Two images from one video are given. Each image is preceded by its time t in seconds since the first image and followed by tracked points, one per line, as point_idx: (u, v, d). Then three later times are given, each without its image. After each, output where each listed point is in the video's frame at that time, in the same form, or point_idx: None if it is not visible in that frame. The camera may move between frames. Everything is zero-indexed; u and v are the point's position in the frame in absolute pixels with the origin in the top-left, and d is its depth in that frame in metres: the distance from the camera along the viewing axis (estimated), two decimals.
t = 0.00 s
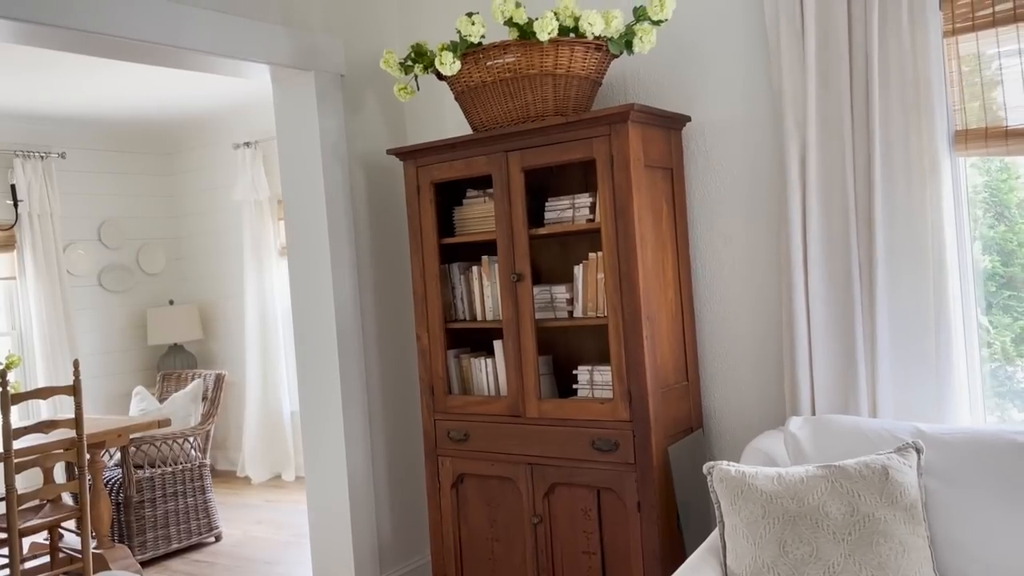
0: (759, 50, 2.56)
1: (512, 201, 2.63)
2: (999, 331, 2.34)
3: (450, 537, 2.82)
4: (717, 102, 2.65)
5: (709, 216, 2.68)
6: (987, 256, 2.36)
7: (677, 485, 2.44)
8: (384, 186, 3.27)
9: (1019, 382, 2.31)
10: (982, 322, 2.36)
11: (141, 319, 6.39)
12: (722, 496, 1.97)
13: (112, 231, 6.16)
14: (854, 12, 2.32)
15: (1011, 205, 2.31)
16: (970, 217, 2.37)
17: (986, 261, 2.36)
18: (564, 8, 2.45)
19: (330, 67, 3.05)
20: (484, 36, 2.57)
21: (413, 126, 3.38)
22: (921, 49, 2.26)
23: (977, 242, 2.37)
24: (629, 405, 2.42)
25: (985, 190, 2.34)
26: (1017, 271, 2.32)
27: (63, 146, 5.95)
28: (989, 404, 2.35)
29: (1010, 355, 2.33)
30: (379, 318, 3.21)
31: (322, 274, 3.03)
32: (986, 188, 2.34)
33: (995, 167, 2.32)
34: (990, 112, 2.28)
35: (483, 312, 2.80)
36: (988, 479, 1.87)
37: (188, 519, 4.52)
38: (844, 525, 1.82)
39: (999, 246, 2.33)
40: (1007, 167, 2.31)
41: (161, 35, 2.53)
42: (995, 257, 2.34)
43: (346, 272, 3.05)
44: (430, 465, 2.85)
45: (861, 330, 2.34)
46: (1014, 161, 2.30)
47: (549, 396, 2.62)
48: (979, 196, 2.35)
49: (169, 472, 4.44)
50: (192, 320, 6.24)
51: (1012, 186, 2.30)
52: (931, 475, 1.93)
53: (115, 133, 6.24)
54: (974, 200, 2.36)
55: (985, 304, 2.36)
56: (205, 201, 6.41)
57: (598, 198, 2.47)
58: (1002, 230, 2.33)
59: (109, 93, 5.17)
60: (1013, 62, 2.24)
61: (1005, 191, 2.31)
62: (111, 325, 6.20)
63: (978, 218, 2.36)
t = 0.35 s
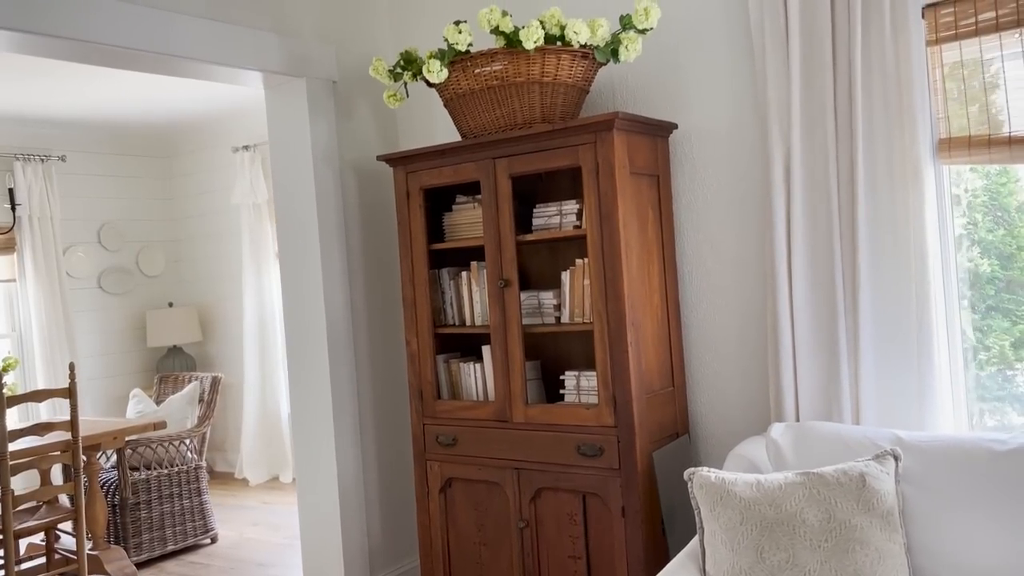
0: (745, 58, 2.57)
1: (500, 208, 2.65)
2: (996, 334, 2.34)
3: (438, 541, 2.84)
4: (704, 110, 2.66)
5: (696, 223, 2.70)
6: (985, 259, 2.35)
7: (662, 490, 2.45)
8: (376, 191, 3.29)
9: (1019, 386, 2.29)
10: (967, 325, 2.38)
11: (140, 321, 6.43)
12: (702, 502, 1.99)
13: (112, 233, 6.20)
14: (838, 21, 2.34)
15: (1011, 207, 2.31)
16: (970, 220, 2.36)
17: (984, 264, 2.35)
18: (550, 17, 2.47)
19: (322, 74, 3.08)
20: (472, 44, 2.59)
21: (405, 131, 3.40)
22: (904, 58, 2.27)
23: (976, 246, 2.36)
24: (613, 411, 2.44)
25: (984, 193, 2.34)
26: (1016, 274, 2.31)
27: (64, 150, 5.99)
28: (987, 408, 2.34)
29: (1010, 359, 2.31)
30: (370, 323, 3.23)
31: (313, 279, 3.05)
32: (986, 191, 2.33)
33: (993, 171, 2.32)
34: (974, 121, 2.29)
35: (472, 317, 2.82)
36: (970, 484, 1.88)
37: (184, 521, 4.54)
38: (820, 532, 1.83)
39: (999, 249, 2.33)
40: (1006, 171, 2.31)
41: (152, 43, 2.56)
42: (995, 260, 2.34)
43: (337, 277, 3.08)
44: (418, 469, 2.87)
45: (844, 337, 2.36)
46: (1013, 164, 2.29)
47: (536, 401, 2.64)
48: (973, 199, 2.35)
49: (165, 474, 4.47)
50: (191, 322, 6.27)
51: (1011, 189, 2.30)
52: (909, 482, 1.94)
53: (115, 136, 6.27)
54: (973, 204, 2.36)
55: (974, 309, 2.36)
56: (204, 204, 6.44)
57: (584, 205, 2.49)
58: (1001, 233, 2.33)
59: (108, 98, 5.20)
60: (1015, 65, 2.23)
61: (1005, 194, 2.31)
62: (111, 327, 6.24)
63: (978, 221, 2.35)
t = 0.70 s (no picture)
0: (729, 67, 2.59)
1: (487, 215, 2.67)
2: (999, 340, 2.32)
3: (426, 545, 2.87)
4: (690, 119, 2.68)
5: (682, 231, 2.72)
6: (987, 265, 2.33)
7: (645, 496, 2.46)
8: (368, 197, 3.32)
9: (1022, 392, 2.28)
10: (949, 333, 2.39)
11: (143, 324, 6.48)
12: (679, 509, 2.00)
13: (115, 236, 6.25)
14: (820, 32, 2.35)
15: (1013, 214, 2.28)
16: (971, 225, 2.34)
17: (986, 270, 2.33)
18: (536, 26, 2.50)
19: (315, 81, 3.11)
20: (459, 53, 2.62)
21: (398, 138, 3.43)
22: (885, 68, 2.28)
23: (977, 251, 2.34)
24: (597, 417, 2.46)
25: (987, 200, 2.31)
26: (1020, 279, 2.29)
27: (68, 153, 6.05)
28: (989, 414, 2.32)
29: (1013, 365, 2.30)
30: (361, 327, 3.26)
31: (304, 284, 3.08)
32: (989, 197, 2.31)
33: (996, 177, 2.29)
34: (958, 130, 2.30)
35: (460, 322, 2.84)
36: (948, 493, 1.89)
37: (182, 522, 4.58)
38: (793, 540, 1.85)
39: (1001, 254, 2.31)
40: (1009, 177, 2.28)
41: (144, 52, 2.59)
42: (997, 266, 2.32)
43: (328, 282, 3.11)
44: (407, 473, 2.89)
45: (826, 345, 2.37)
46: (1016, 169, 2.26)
47: (523, 406, 2.66)
48: (958, 207, 2.35)
49: (163, 475, 4.51)
50: (192, 325, 6.31)
51: (1014, 195, 2.28)
52: (884, 490, 1.96)
53: (118, 139, 6.33)
54: (976, 210, 2.33)
55: (962, 317, 2.37)
56: (206, 207, 6.49)
57: (569, 213, 2.51)
58: (1003, 239, 2.31)
59: (111, 103, 5.25)
60: None
61: (1008, 201, 2.29)
62: (113, 329, 6.29)
63: (980, 227, 2.33)
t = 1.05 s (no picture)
0: (724, 73, 2.61)
1: (482, 218, 2.69)
2: (1005, 347, 2.29)
3: (421, 546, 2.88)
4: (685, 123, 2.70)
5: (677, 235, 2.73)
6: (995, 270, 2.30)
7: (637, 499, 2.47)
8: (367, 200, 3.35)
9: None
10: (948, 339, 2.38)
11: (149, 324, 6.52)
12: (667, 512, 2.01)
13: (122, 237, 6.30)
14: (813, 37, 2.36)
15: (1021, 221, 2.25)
16: (980, 231, 2.31)
17: (994, 275, 2.30)
18: (530, 30, 2.51)
19: (314, 84, 3.13)
20: (455, 58, 2.64)
21: (398, 141, 3.45)
22: (878, 73, 2.28)
23: (985, 257, 2.32)
24: (589, 420, 2.46)
25: (995, 205, 2.28)
26: None
27: (76, 155, 6.10)
28: (996, 420, 2.29)
29: (1020, 371, 2.26)
30: (360, 329, 3.29)
31: (303, 286, 3.10)
32: (997, 202, 2.28)
33: (1006, 183, 2.26)
34: (951, 136, 2.30)
35: (456, 324, 2.85)
36: (933, 502, 1.89)
37: (184, 522, 4.61)
38: (779, 544, 1.85)
39: (1009, 261, 2.28)
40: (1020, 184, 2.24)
41: (144, 55, 2.62)
42: (1006, 271, 2.29)
43: (327, 283, 3.13)
44: (402, 474, 2.91)
45: (818, 350, 2.37)
46: None
47: (517, 409, 2.67)
48: (952, 213, 2.35)
49: (166, 475, 4.54)
50: (198, 325, 6.35)
51: None
52: (871, 496, 1.96)
53: (126, 141, 6.38)
54: (984, 215, 2.30)
55: (958, 323, 2.36)
56: (213, 208, 6.53)
57: (563, 217, 2.52)
58: (1012, 245, 2.27)
59: (118, 106, 5.29)
60: None
61: (1017, 206, 2.25)
62: (120, 330, 6.33)
63: (989, 232, 2.30)
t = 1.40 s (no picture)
0: (732, 77, 2.61)
1: (489, 221, 2.69)
2: (1019, 353, 2.26)
3: (426, 549, 2.89)
4: (692, 128, 2.69)
5: (684, 239, 2.73)
6: (1011, 275, 2.27)
7: (642, 504, 2.46)
8: (376, 202, 3.36)
9: None
10: (959, 345, 2.35)
11: (162, 325, 6.57)
12: (670, 517, 2.00)
13: (136, 238, 6.35)
14: (821, 41, 2.35)
15: None
16: (995, 236, 2.28)
17: (1009, 281, 2.27)
18: (537, 34, 2.52)
19: (324, 87, 3.15)
20: (463, 61, 2.65)
21: (407, 144, 3.47)
22: (886, 77, 2.27)
23: (1000, 262, 2.29)
24: (594, 424, 2.46)
25: (1011, 210, 2.26)
26: None
27: (91, 156, 6.15)
28: (1011, 427, 2.27)
29: None
30: (368, 330, 3.30)
31: (311, 288, 3.12)
32: (1013, 207, 2.25)
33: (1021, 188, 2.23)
34: (960, 141, 2.29)
35: (463, 327, 2.85)
36: (938, 509, 1.88)
37: (193, 521, 4.64)
38: (782, 550, 1.84)
39: None
40: None
41: (155, 58, 2.64)
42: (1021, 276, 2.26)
43: (335, 285, 3.15)
44: (408, 477, 2.92)
45: (825, 356, 2.36)
46: None
47: (523, 412, 2.67)
48: (963, 218, 2.33)
49: (176, 474, 4.57)
50: (210, 326, 6.39)
51: None
52: (875, 502, 1.95)
53: (139, 143, 6.43)
54: (999, 220, 2.27)
55: (967, 328, 2.34)
56: (225, 210, 6.57)
57: (568, 220, 2.52)
58: None
59: (132, 109, 5.34)
60: None
61: None
62: (133, 330, 6.38)
63: (1005, 237, 2.27)
